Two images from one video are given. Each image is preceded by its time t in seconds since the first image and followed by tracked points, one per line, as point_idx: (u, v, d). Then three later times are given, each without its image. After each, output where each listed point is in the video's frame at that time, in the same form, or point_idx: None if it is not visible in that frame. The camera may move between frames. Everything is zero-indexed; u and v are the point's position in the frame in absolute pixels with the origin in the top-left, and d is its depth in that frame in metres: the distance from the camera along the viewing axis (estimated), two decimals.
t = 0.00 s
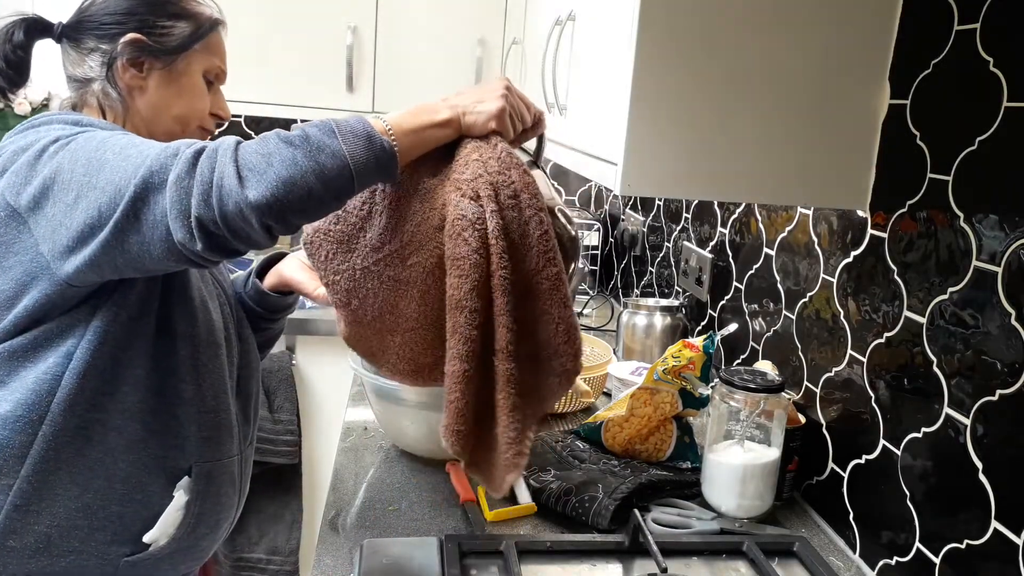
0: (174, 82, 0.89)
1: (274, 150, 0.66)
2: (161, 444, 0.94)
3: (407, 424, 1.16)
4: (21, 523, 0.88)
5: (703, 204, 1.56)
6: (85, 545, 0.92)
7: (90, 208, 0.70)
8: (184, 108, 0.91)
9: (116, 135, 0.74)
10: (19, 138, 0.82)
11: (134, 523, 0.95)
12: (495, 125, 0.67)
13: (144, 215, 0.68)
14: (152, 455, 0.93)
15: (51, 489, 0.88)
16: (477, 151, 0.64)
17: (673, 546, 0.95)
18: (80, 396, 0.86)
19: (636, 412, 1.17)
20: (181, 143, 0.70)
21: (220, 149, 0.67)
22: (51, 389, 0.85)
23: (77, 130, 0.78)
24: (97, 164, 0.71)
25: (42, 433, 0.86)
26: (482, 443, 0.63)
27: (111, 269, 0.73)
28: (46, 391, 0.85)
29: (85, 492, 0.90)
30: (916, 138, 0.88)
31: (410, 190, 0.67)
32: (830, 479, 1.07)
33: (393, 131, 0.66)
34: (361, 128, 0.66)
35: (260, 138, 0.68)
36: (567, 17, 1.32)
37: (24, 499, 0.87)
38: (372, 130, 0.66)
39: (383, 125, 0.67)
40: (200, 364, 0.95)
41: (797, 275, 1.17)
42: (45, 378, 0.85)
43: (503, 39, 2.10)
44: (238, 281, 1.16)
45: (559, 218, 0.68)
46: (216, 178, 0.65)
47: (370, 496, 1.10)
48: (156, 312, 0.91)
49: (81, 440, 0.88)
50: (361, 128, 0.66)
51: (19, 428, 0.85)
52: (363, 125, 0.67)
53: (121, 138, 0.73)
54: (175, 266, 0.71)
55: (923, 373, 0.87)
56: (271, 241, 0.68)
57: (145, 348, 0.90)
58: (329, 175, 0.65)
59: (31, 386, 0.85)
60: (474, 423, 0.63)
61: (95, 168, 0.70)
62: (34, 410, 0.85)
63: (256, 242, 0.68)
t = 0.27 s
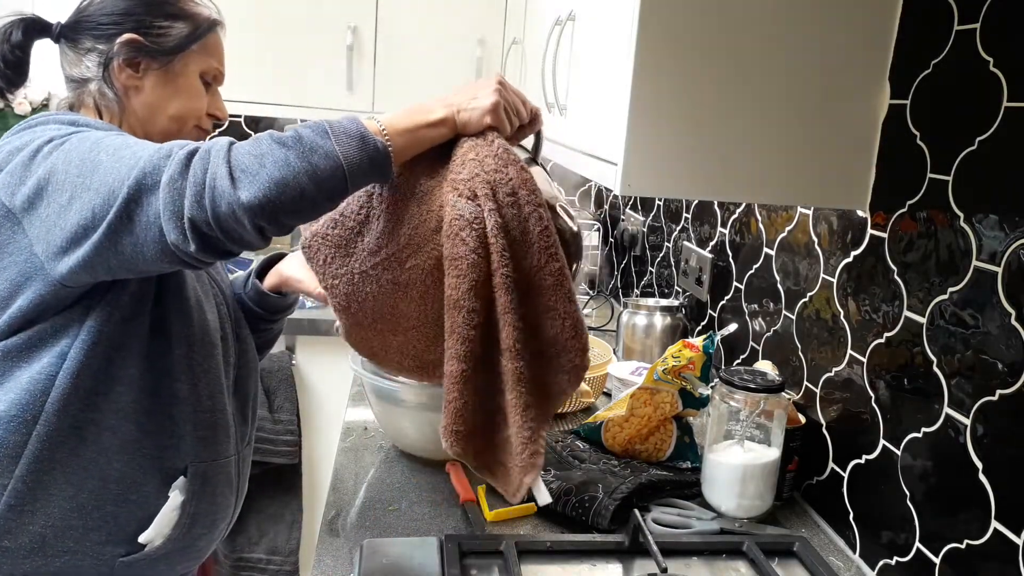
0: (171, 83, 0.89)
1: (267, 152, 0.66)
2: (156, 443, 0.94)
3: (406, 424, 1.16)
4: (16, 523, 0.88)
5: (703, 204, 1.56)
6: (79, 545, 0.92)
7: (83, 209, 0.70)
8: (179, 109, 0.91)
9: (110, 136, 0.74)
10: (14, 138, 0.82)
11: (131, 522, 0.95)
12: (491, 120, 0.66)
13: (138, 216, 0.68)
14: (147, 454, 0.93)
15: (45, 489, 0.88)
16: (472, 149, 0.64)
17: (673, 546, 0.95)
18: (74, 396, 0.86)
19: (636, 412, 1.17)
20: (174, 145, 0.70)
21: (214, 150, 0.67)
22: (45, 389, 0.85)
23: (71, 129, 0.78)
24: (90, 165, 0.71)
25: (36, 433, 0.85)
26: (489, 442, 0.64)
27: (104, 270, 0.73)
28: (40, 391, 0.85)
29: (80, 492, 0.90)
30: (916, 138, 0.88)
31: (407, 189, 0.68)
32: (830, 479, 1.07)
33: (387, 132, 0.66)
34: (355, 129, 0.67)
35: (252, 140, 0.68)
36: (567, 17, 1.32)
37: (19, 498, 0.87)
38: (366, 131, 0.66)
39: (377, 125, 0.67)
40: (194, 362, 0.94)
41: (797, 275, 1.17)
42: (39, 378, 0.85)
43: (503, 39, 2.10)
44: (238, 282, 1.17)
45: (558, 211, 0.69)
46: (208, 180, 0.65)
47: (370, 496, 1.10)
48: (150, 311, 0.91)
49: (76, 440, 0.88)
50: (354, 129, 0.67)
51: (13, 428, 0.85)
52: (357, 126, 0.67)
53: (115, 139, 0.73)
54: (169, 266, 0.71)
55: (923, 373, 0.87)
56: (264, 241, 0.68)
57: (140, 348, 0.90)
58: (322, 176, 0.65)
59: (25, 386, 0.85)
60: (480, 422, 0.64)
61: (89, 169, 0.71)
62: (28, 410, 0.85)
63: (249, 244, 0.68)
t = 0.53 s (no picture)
0: (164, 81, 0.89)
1: (269, 153, 0.65)
2: (153, 443, 0.93)
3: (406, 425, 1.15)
4: (12, 522, 0.88)
5: (703, 204, 1.56)
6: (75, 546, 0.92)
7: (85, 211, 0.70)
8: (173, 109, 0.91)
9: (110, 137, 0.73)
10: (12, 137, 0.82)
11: (129, 523, 0.95)
12: (479, 109, 0.68)
13: (140, 218, 0.68)
14: (143, 454, 0.93)
15: (42, 488, 0.88)
16: (465, 139, 0.65)
17: (673, 546, 0.95)
18: (71, 394, 0.86)
19: (636, 412, 1.17)
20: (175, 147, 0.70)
21: (217, 152, 0.67)
22: (41, 388, 0.85)
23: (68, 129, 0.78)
24: (91, 166, 0.70)
25: (32, 432, 0.86)
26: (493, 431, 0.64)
27: (105, 270, 0.73)
28: (36, 390, 0.85)
29: (77, 491, 0.90)
30: (916, 138, 0.88)
31: (401, 186, 0.68)
32: (830, 479, 1.07)
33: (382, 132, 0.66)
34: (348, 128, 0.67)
35: (252, 141, 0.67)
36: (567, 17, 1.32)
37: (16, 498, 0.87)
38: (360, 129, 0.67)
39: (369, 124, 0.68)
40: (191, 360, 0.94)
41: (797, 275, 1.17)
42: (35, 378, 0.85)
43: (503, 39, 2.10)
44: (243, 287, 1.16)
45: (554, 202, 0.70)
46: (213, 181, 0.65)
47: (370, 496, 1.10)
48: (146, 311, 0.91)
49: (72, 439, 0.88)
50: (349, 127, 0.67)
51: (10, 427, 0.85)
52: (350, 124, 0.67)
53: (113, 141, 0.73)
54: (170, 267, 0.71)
55: (923, 373, 0.87)
56: (266, 243, 0.68)
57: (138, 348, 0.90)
58: (323, 178, 0.65)
59: (20, 385, 0.85)
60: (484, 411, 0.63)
61: (88, 171, 0.71)
62: (24, 409, 0.85)
63: (252, 245, 0.68)
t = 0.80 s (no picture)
0: (162, 82, 0.89)
1: (275, 154, 0.66)
2: (150, 442, 0.93)
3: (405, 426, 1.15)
4: (10, 520, 0.88)
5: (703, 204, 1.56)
6: (73, 544, 0.92)
7: (86, 208, 0.70)
8: (171, 110, 0.91)
9: (112, 135, 0.74)
10: (12, 136, 0.82)
11: (128, 522, 0.95)
12: (464, 105, 0.72)
13: (145, 216, 0.68)
14: (141, 453, 0.92)
15: (40, 486, 0.88)
16: (458, 134, 0.69)
17: (673, 546, 0.95)
18: (69, 392, 0.86)
19: (636, 412, 1.17)
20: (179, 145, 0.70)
21: (224, 151, 0.67)
22: (39, 386, 0.86)
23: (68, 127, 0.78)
24: (94, 165, 0.71)
25: (30, 429, 0.86)
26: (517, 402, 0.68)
27: (107, 267, 0.73)
28: (35, 388, 0.86)
29: (75, 490, 0.90)
30: (916, 138, 0.88)
31: (393, 185, 0.71)
32: (830, 479, 1.07)
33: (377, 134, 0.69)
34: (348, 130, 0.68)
35: (256, 142, 0.68)
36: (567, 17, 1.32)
37: (14, 496, 0.87)
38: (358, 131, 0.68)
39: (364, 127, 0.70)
40: (188, 358, 0.94)
41: (797, 275, 1.17)
42: (33, 375, 0.85)
43: (503, 39, 2.10)
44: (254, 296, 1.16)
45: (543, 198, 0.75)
46: (220, 180, 0.65)
47: (370, 496, 1.10)
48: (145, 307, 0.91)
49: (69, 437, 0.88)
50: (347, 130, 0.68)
51: (8, 425, 0.85)
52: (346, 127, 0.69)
53: (115, 140, 0.73)
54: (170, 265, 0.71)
55: (923, 373, 0.87)
56: (270, 242, 0.69)
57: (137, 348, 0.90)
58: (328, 178, 0.66)
59: (17, 383, 0.85)
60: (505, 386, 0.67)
61: (90, 169, 0.71)
62: (22, 407, 0.85)
63: (257, 243, 0.68)
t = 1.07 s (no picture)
0: (163, 83, 0.89)
1: (278, 162, 0.67)
2: (150, 441, 0.93)
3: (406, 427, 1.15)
4: (10, 520, 0.88)
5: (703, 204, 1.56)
6: (71, 544, 0.92)
7: (87, 210, 0.70)
8: (171, 112, 0.91)
9: (113, 138, 0.74)
10: (12, 136, 0.81)
11: (128, 522, 0.94)
12: (450, 111, 0.74)
13: (146, 220, 0.68)
14: (141, 453, 0.92)
15: (39, 485, 0.88)
16: (451, 136, 0.71)
17: (673, 546, 0.95)
18: (67, 391, 0.87)
19: (636, 412, 1.17)
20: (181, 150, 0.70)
21: (227, 158, 0.67)
22: (38, 385, 0.86)
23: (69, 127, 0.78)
24: (95, 167, 0.70)
25: (29, 428, 0.86)
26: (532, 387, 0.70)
27: (106, 269, 0.74)
28: (33, 387, 0.86)
29: (74, 489, 0.89)
30: (916, 138, 0.88)
31: (391, 190, 0.71)
32: (830, 479, 1.07)
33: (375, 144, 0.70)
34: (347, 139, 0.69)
35: (259, 150, 0.69)
36: (567, 17, 1.32)
37: (13, 495, 0.87)
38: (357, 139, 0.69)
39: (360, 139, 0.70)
40: (188, 358, 0.94)
41: (797, 275, 1.17)
42: (31, 373, 0.85)
43: (503, 39, 2.10)
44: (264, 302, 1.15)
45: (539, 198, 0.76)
46: (224, 187, 0.65)
47: (370, 496, 1.10)
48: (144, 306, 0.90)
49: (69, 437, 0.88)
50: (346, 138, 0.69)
51: (8, 424, 0.86)
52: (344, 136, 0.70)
53: (116, 142, 0.73)
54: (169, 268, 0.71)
55: (923, 373, 0.87)
56: (270, 248, 0.69)
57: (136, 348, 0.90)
58: (329, 186, 0.67)
59: (15, 382, 0.85)
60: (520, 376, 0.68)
61: (91, 171, 0.71)
62: (21, 406, 0.85)
63: (258, 250, 0.69)
